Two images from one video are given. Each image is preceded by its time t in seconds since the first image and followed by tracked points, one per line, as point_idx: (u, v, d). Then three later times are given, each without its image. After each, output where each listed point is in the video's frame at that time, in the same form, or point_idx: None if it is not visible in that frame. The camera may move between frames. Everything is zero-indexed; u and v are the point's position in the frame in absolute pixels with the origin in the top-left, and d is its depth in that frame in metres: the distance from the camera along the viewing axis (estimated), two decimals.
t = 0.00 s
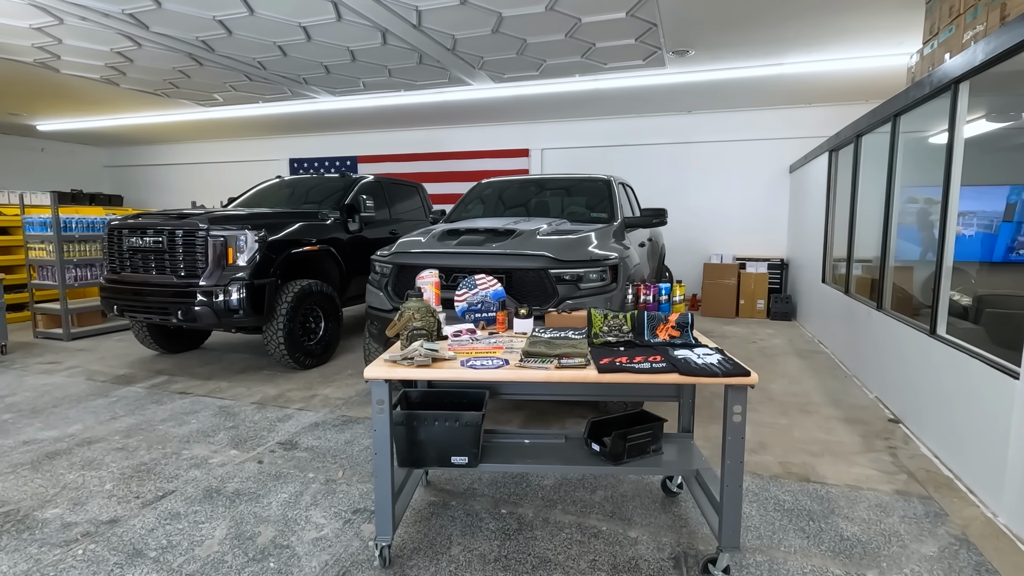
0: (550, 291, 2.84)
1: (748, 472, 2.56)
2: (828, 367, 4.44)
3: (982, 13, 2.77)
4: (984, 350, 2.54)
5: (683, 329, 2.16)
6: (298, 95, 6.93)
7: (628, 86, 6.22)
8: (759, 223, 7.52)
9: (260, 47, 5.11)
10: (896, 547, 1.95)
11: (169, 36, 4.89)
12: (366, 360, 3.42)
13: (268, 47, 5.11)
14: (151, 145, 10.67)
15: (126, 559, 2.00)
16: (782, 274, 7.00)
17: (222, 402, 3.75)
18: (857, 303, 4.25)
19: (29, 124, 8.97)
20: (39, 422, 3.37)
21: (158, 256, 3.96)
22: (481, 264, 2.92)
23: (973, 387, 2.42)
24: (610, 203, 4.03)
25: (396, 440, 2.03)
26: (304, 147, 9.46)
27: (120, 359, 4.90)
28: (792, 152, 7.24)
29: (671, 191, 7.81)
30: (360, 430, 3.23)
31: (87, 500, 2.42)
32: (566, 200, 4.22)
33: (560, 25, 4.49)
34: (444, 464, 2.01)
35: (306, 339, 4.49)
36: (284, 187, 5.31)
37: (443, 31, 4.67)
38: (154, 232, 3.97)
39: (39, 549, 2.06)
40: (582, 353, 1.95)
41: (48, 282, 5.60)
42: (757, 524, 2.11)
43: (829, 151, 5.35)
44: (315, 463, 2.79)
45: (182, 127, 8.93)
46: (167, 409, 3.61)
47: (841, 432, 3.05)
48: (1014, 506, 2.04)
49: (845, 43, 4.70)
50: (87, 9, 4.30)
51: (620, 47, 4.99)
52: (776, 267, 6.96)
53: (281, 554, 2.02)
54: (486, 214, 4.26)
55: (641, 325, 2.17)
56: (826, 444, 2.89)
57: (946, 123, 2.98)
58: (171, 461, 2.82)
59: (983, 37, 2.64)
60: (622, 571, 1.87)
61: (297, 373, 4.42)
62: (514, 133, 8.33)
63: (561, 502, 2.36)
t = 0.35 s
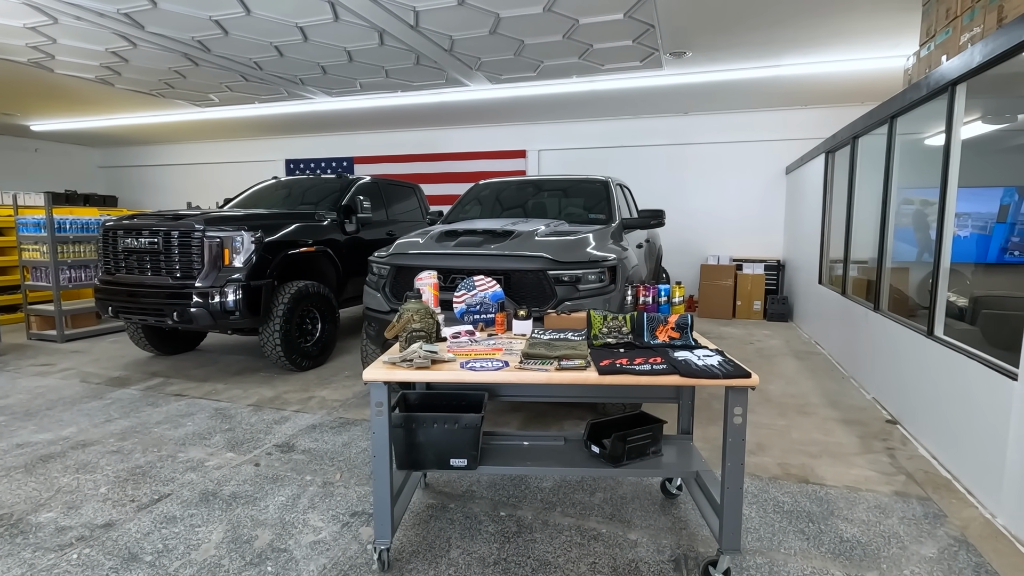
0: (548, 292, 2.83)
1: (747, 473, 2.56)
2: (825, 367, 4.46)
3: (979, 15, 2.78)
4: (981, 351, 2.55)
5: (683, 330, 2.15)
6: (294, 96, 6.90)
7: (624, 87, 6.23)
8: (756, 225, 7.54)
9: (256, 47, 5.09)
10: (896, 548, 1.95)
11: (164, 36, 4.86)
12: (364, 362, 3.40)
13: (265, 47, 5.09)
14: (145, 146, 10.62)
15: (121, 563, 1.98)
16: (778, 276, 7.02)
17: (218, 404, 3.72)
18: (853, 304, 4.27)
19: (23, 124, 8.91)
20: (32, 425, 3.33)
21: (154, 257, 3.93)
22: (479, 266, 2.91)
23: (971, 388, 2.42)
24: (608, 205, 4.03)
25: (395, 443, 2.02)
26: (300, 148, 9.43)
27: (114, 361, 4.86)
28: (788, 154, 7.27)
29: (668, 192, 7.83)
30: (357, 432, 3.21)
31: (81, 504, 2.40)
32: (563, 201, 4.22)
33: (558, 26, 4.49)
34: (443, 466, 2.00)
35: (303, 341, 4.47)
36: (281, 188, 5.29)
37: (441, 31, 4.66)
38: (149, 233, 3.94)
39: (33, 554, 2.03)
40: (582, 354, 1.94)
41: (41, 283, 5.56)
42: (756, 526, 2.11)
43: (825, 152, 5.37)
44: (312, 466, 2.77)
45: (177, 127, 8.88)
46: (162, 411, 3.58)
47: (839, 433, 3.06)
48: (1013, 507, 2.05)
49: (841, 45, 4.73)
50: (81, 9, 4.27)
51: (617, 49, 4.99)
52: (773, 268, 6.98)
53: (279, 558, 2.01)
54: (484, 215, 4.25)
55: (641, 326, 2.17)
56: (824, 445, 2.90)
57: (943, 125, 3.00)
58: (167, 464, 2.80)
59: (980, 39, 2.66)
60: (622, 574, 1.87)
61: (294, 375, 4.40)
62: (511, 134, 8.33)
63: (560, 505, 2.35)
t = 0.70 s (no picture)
0: (545, 293, 2.83)
1: (744, 473, 2.57)
2: (821, 368, 4.47)
3: (974, 17, 2.80)
4: (976, 351, 2.56)
5: (681, 330, 2.15)
6: (290, 96, 6.88)
7: (621, 88, 6.24)
8: (751, 225, 7.56)
9: (252, 47, 5.07)
10: (893, 548, 1.96)
11: (158, 35, 4.83)
12: (360, 363, 3.39)
13: (260, 47, 5.07)
14: (139, 145, 10.56)
15: (115, 566, 1.96)
16: (774, 276, 7.05)
17: (213, 405, 3.70)
18: (849, 305, 4.28)
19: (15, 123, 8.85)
20: (25, 426, 3.30)
21: (148, 258, 3.91)
22: (476, 266, 2.91)
23: (966, 388, 2.43)
24: (605, 205, 4.03)
25: (391, 444, 2.01)
26: (296, 148, 9.40)
27: (108, 362, 4.83)
28: (783, 155, 7.29)
29: (664, 193, 7.85)
30: (354, 433, 3.20)
31: (75, 506, 2.38)
32: (560, 201, 4.22)
33: (555, 26, 4.49)
34: (440, 467, 1.99)
35: (299, 341, 4.45)
36: (276, 188, 5.27)
37: (437, 31, 4.66)
38: (144, 233, 3.91)
39: (26, 557, 2.01)
40: (580, 355, 1.94)
41: (34, 284, 5.51)
42: (754, 526, 2.11)
43: (821, 153, 5.40)
44: (309, 467, 2.76)
45: (171, 127, 8.84)
46: (156, 413, 3.55)
47: (835, 433, 3.07)
48: (1009, 507, 2.05)
49: (836, 47, 4.75)
50: (75, 7, 4.24)
51: (613, 49, 5.00)
52: (768, 269, 7.00)
53: (275, 560, 1.99)
54: (481, 215, 4.24)
55: (638, 327, 2.17)
56: (821, 445, 2.91)
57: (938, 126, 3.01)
58: (161, 465, 2.78)
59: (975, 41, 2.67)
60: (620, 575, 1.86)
61: (289, 376, 4.38)
62: (507, 134, 8.33)
63: (557, 506, 2.35)
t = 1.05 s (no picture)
0: (543, 294, 2.84)
1: (741, 474, 2.58)
2: (816, 368, 4.50)
3: (967, 21, 2.83)
4: (970, 352, 2.59)
5: (678, 332, 2.16)
6: (286, 97, 6.86)
7: (617, 90, 6.26)
8: (747, 226, 7.60)
9: (248, 48, 5.06)
10: (888, 548, 1.98)
11: (154, 36, 4.81)
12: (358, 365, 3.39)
13: (257, 48, 5.06)
14: (134, 146, 10.51)
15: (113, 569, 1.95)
16: (769, 277, 7.08)
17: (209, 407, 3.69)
18: (844, 306, 4.31)
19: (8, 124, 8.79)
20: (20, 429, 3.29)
21: (144, 259, 3.89)
22: (474, 268, 2.91)
23: (960, 388, 2.45)
24: (602, 206, 4.04)
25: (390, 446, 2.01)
26: (291, 149, 9.38)
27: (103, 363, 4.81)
28: (778, 157, 7.33)
29: (660, 194, 7.87)
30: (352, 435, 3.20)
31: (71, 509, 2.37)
32: (557, 203, 4.23)
33: (551, 28, 4.51)
34: (439, 469, 2.00)
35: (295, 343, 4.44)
36: (273, 189, 5.25)
37: (434, 33, 4.66)
38: (140, 234, 3.90)
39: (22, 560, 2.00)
40: (579, 356, 1.94)
41: (28, 285, 5.48)
42: (751, 526, 2.13)
43: (816, 155, 5.43)
44: (306, 469, 2.76)
45: (166, 127, 8.80)
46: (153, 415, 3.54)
47: (831, 433, 3.09)
48: (1002, 506, 2.08)
49: (831, 49, 4.78)
50: (70, 8, 4.22)
51: (610, 51, 5.01)
52: (764, 270, 7.04)
53: (274, 562, 1.99)
54: (478, 217, 4.24)
55: (637, 329, 2.19)
56: (817, 445, 2.93)
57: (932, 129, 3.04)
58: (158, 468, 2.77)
59: (968, 45, 2.71)
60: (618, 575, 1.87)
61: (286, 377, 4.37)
62: (504, 136, 8.34)
63: (555, 507, 2.35)
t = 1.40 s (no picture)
0: (539, 295, 2.83)
1: (737, 475, 2.58)
2: (812, 368, 4.51)
3: (962, 23, 2.85)
4: (964, 352, 2.59)
5: (675, 333, 2.16)
6: (281, 97, 6.83)
7: (614, 91, 6.26)
8: (743, 227, 7.62)
9: (243, 48, 5.03)
10: (884, 548, 1.98)
11: (148, 35, 4.78)
12: (353, 366, 3.37)
13: (252, 47, 5.03)
14: (128, 146, 10.45)
15: (105, 573, 1.93)
16: (764, 278, 7.10)
17: (204, 409, 3.67)
18: (839, 306, 4.32)
19: None
20: (12, 431, 3.26)
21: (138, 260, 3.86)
22: (470, 269, 2.90)
23: (955, 389, 2.46)
24: (598, 207, 4.04)
25: (386, 448, 2.01)
26: (287, 149, 9.35)
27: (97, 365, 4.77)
28: (774, 157, 7.35)
29: (656, 195, 7.88)
30: (347, 436, 3.18)
31: (64, 512, 2.34)
32: (553, 203, 4.22)
33: (547, 29, 4.51)
34: (435, 471, 1.99)
35: (291, 344, 4.42)
36: (268, 189, 5.23)
37: (430, 33, 4.65)
38: (133, 235, 3.87)
39: (14, 564, 1.98)
40: (575, 357, 1.94)
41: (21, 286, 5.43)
42: (747, 527, 2.13)
43: (811, 156, 5.44)
44: (302, 471, 2.74)
45: (161, 127, 8.75)
46: (147, 417, 3.51)
47: (827, 434, 3.10)
48: (997, 506, 2.09)
49: (827, 50, 4.79)
50: (64, 7, 4.19)
51: (606, 52, 5.01)
52: (759, 271, 7.07)
53: (268, 565, 1.98)
54: (474, 218, 4.24)
55: (632, 329, 2.18)
56: (812, 445, 2.94)
57: (926, 130, 3.06)
58: (152, 470, 2.75)
59: (963, 46, 2.72)
60: None
61: (282, 379, 4.35)
62: (500, 136, 8.33)
63: (552, 508, 2.35)
